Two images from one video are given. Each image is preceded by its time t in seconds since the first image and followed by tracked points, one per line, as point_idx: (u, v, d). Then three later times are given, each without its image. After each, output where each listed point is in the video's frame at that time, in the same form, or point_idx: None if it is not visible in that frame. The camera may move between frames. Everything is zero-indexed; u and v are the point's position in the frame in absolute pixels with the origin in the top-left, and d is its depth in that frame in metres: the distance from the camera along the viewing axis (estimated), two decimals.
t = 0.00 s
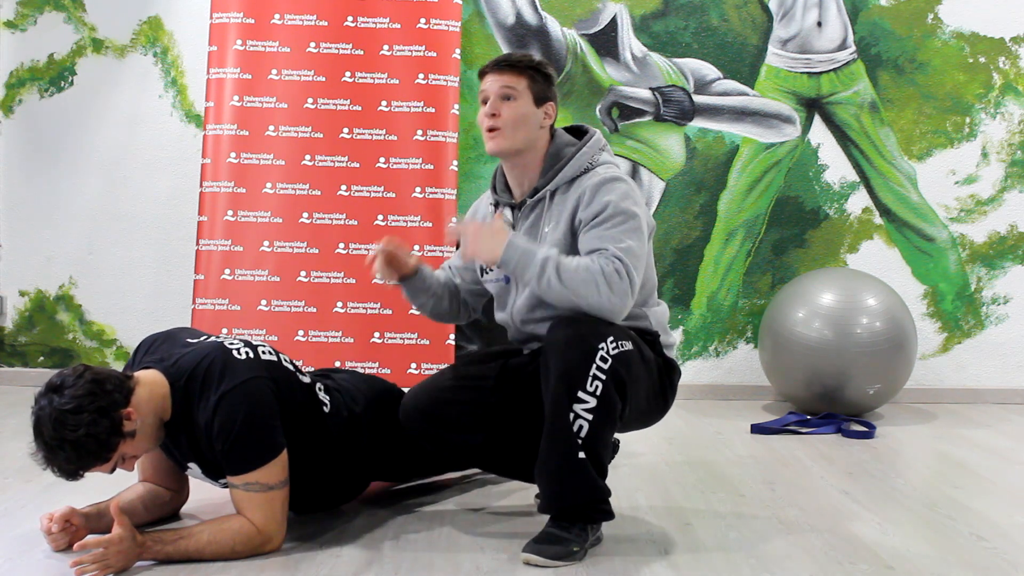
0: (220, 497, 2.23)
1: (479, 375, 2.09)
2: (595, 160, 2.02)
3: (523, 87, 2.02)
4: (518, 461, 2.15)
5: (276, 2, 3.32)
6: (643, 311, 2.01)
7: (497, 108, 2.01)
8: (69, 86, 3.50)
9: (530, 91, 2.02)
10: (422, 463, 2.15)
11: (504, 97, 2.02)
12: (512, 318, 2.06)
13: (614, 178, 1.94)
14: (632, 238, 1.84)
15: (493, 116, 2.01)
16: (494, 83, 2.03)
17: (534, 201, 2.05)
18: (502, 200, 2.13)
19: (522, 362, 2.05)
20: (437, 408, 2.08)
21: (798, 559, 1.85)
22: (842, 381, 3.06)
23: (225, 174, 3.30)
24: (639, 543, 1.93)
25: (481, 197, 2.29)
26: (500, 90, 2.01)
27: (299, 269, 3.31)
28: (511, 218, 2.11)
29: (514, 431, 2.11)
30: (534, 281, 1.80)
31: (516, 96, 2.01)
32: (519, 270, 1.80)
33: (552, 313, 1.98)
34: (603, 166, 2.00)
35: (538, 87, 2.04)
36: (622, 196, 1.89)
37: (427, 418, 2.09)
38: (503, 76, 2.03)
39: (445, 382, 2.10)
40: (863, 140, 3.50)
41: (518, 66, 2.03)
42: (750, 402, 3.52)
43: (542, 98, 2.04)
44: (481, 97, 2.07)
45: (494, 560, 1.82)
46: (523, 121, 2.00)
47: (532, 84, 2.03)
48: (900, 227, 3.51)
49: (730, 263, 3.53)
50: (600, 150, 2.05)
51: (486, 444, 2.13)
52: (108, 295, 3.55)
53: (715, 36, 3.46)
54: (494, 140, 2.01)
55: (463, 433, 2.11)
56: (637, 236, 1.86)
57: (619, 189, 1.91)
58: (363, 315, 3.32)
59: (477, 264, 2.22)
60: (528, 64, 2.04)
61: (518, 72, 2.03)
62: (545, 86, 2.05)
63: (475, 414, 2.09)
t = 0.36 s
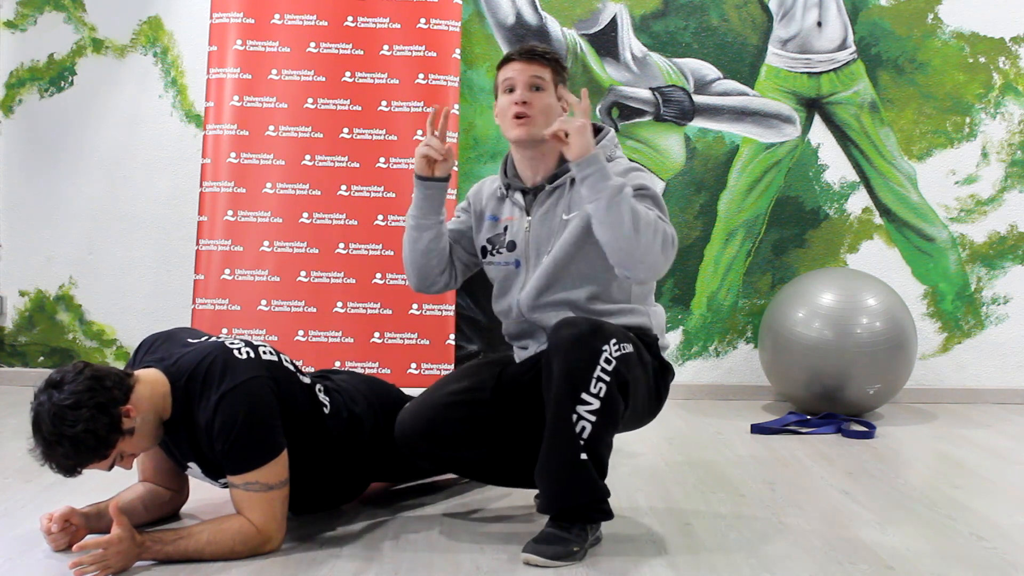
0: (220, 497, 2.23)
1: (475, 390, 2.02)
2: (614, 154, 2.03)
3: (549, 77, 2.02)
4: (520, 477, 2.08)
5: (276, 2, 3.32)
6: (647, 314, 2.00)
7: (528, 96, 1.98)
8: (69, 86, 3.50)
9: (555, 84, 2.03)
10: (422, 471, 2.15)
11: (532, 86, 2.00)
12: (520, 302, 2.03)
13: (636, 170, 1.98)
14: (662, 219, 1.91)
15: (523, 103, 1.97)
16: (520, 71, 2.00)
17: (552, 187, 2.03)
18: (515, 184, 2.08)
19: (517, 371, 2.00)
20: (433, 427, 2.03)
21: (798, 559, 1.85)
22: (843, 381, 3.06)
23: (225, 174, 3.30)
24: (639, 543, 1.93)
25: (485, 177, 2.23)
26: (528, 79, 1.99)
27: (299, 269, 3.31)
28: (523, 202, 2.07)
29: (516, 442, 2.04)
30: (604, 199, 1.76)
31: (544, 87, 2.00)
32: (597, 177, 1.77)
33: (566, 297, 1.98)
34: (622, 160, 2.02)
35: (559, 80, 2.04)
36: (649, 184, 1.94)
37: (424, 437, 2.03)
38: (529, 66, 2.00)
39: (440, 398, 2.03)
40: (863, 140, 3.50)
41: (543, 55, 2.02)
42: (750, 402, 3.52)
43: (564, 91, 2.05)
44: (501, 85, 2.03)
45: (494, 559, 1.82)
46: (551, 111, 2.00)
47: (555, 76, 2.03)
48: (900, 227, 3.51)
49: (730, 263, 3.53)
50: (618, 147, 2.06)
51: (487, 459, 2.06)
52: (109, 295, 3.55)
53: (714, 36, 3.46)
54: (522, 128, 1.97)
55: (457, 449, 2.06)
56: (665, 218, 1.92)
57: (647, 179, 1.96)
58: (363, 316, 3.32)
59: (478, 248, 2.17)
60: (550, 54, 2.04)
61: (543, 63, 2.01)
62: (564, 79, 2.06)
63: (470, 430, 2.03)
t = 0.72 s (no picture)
0: (220, 497, 2.23)
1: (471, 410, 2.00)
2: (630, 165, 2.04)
3: (573, 82, 2.01)
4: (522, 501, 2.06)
5: (276, 2, 3.32)
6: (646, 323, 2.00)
7: (556, 107, 1.99)
8: (69, 86, 3.49)
9: (577, 88, 2.03)
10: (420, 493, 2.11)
11: (558, 95, 1.99)
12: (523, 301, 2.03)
13: (653, 185, 1.96)
14: (668, 244, 1.89)
15: (552, 116, 1.98)
16: (546, 78, 1.99)
17: (567, 190, 2.03)
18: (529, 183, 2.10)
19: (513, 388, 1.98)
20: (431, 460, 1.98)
21: (798, 559, 1.85)
22: (843, 381, 3.06)
23: (225, 174, 3.30)
24: (639, 543, 1.93)
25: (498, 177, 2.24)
26: (554, 89, 1.98)
27: (299, 269, 3.31)
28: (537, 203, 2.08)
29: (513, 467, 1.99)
30: (583, 266, 1.81)
31: (569, 95, 2.00)
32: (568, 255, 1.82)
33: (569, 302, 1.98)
34: (639, 172, 2.01)
35: (580, 81, 2.04)
36: (663, 204, 1.92)
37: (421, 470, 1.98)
38: (555, 73, 1.99)
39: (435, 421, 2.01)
40: (863, 140, 3.50)
41: (565, 58, 2.00)
42: (750, 402, 3.53)
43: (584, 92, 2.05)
44: (525, 89, 2.01)
45: (494, 560, 1.82)
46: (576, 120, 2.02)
47: (577, 79, 2.03)
48: (900, 228, 3.51)
49: (730, 264, 3.53)
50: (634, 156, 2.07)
51: (484, 487, 1.99)
52: (109, 295, 3.55)
53: (715, 36, 3.46)
54: (551, 141, 2.00)
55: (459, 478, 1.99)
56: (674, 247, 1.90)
57: (660, 196, 1.94)
58: (363, 316, 3.32)
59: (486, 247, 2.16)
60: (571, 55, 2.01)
61: (566, 67, 2.00)
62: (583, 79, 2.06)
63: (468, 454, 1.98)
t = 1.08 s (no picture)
0: (219, 497, 2.23)
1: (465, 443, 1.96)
2: (629, 168, 2.02)
3: (515, 103, 1.94)
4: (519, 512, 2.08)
5: (276, 2, 3.32)
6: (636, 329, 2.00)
7: (500, 134, 1.98)
8: (69, 86, 3.50)
9: (525, 106, 1.94)
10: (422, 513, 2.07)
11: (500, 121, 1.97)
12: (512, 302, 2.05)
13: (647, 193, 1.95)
14: (653, 259, 1.89)
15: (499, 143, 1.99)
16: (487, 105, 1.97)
17: (561, 194, 2.03)
18: (525, 182, 2.11)
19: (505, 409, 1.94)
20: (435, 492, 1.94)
21: (798, 559, 1.85)
22: (843, 381, 3.06)
23: (225, 174, 3.30)
24: (639, 543, 1.93)
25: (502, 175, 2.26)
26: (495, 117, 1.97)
27: (299, 269, 3.31)
28: (532, 204, 2.09)
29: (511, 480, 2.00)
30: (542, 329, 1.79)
31: (514, 117, 1.95)
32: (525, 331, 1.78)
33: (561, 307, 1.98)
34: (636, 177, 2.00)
35: (534, 95, 1.94)
36: (653, 214, 1.91)
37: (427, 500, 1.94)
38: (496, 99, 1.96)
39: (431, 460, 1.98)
40: (863, 140, 3.50)
41: (506, 79, 1.94)
42: (750, 403, 3.53)
43: (541, 107, 1.95)
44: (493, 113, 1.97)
45: (494, 560, 1.83)
46: (528, 140, 1.97)
47: (526, 96, 1.94)
48: (900, 228, 3.51)
49: (730, 264, 3.53)
50: (637, 160, 2.05)
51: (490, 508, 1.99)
52: (108, 296, 3.55)
53: (714, 36, 3.46)
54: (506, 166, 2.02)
55: (461, 510, 1.97)
56: (658, 258, 1.90)
57: (651, 206, 1.92)
58: (363, 316, 3.32)
59: (486, 246, 2.19)
60: (516, 73, 1.93)
61: (508, 90, 1.94)
62: (541, 90, 1.94)
63: (468, 488, 1.96)
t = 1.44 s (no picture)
0: (220, 496, 2.23)
1: (459, 438, 1.98)
2: (600, 164, 2.02)
3: (515, 81, 1.99)
4: (518, 510, 2.08)
5: (276, 2, 3.31)
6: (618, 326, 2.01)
7: (493, 106, 1.98)
8: (69, 86, 3.49)
9: (525, 87, 2.00)
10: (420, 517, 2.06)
11: (498, 93, 1.98)
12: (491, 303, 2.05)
13: (619, 190, 1.95)
14: (628, 258, 1.89)
15: (488, 116, 1.98)
16: (485, 77, 1.99)
17: (530, 196, 2.03)
18: (497, 183, 2.11)
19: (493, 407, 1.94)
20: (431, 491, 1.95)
21: (798, 559, 1.85)
22: (843, 381, 3.06)
23: (225, 174, 3.30)
24: (638, 543, 1.93)
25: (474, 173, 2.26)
26: (493, 88, 1.98)
27: (299, 269, 3.31)
28: (504, 205, 2.09)
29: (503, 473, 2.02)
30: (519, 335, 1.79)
31: (511, 94, 1.98)
32: (506, 335, 1.77)
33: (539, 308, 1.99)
34: (607, 172, 2.00)
35: (532, 81, 2.00)
36: (626, 212, 1.91)
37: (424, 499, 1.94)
38: (495, 72, 1.98)
39: (423, 455, 1.98)
40: (863, 140, 3.50)
41: (511, 56, 1.99)
42: (750, 403, 3.53)
43: (536, 93, 2.01)
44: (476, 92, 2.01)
45: (494, 560, 1.83)
46: (518, 120, 1.99)
47: (526, 79, 2.00)
48: (900, 228, 3.51)
49: (730, 264, 3.53)
50: (608, 153, 2.05)
51: (487, 507, 2.01)
52: (109, 296, 3.55)
53: (714, 36, 3.46)
54: (490, 141, 1.99)
55: (461, 506, 1.98)
56: (634, 257, 1.90)
57: (623, 203, 1.93)
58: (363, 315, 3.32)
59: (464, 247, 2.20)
60: (519, 54, 1.99)
61: (511, 67, 1.99)
62: (538, 78, 2.01)
63: (465, 485, 1.97)
